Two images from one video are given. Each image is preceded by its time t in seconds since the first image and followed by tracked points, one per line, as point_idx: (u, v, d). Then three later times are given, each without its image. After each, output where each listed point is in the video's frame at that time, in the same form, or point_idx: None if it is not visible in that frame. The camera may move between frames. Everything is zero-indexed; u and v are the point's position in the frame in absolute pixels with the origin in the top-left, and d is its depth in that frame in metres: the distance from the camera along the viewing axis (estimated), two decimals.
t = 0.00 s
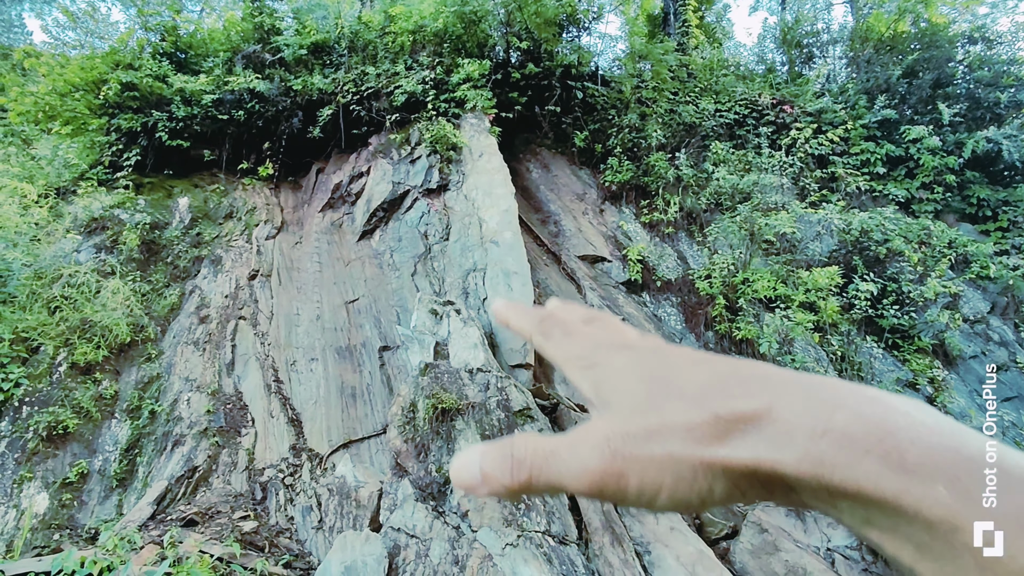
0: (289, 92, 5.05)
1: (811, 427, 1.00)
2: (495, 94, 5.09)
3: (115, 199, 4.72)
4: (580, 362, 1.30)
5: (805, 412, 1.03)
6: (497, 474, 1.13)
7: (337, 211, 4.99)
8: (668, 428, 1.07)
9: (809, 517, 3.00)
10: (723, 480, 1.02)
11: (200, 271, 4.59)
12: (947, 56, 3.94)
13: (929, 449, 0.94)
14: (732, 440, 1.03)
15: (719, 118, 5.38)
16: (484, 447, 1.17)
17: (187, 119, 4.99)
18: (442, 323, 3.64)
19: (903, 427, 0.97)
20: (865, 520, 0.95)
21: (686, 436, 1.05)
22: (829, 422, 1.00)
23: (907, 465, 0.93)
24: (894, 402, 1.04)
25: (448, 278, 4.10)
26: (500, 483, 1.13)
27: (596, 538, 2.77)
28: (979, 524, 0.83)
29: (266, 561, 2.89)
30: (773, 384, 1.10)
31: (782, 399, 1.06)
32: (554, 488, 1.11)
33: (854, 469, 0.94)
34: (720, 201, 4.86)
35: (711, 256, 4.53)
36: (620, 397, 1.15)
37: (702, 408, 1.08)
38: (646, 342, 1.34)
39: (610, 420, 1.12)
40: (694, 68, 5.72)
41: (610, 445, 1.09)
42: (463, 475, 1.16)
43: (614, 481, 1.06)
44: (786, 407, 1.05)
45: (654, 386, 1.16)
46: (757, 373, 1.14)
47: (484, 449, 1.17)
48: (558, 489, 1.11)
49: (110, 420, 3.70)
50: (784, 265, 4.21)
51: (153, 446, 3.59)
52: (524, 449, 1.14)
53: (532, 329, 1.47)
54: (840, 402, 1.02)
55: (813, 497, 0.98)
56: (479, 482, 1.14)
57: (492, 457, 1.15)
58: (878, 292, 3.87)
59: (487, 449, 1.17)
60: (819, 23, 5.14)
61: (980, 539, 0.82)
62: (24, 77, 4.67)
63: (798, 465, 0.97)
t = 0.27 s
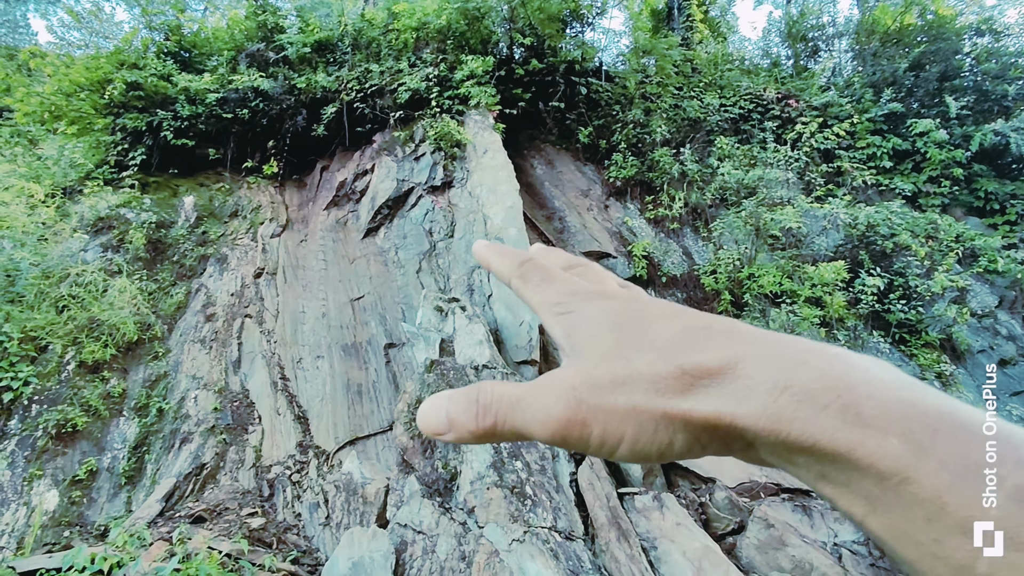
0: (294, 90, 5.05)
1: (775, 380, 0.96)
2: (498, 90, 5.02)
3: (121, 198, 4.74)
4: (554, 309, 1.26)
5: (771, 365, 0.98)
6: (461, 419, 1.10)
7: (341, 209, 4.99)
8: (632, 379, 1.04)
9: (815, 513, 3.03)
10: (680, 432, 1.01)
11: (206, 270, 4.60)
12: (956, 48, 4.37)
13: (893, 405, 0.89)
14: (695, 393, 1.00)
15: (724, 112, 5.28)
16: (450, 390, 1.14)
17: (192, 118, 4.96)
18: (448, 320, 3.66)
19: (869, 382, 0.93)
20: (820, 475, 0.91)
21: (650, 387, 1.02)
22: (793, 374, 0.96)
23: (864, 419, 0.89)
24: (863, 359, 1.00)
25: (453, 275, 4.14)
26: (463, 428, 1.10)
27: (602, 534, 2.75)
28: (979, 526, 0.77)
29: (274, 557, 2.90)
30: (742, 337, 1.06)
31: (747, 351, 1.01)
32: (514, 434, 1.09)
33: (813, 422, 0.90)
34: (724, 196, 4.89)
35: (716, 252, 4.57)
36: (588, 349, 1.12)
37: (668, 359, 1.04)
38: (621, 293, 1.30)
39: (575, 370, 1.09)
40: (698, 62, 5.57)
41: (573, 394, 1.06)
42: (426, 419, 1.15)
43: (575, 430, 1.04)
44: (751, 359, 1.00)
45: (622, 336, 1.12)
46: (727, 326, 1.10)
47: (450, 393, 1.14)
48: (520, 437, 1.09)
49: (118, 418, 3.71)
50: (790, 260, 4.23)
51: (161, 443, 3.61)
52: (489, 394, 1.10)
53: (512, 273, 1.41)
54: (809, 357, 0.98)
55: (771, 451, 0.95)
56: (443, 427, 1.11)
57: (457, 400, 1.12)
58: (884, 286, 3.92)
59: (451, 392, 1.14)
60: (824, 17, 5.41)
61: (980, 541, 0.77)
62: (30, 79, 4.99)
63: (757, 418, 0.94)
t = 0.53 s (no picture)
0: (299, 87, 5.05)
1: (749, 402, 0.99)
2: (503, 87, 5.03)
3: (127, 195, 4.76)
4: (543, 331, 1.34)
5: (746, 387, 1.01)
6: (453, 445, 1.18)
7: (347, 206, 5.00)
8: (614, 403, 1.09)
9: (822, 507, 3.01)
10: (661, 453, 1.05)
11: (212, 267, 4.61)
12: (963, 40, 4.29)
13: (866, 423, 0.89)
14: (673, 416, 1.04)
15: (729, 107, 5.26)
16: (446, 417, 1.24)
17: (197, 116, 4.99)
18: (453, 317, 3.66)
19: (845, 401, 0.93)
20: (798, 495, 0.93)
21: (630, 411, 1.07)
22: (768, 395, 0.98)
23: (837, 438, 0.90)
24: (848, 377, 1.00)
25: (458, 271, 4.14)
26: (457, 454, 1.19)
27: (608, 530, 2.76)
28: (980, 524, 0.74)
29: (282, 552, 2.92)
30: (722, 358, 1.09)
31: (725, 373, 1.04)
32: (507, 458, 1.17)
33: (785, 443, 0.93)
34: (730, 191, 4.85)
35: (721, 248, 4.56)
36: (574, 372, 1.19)
37: (648, 382, 1.09)
38: (612, 313, 1.35)
39: (561, 394, 1.16)
40: (703, 56, 5.60)
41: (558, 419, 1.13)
42: (423, 447, 1.23)
43: (562, 452, 1.12)
44: (729, 380, 1.03)
45: (606, 359, 1.18)
46: (709, 346, 1.13)
47: (444, 420, 1.24)
48: (513, 460, 1.17)
49: (126, 414, 3.74)
50: (796, 255, 4.22)
51: (169, 440, 3.63)
52: (479, 421, 1.19)
53: (500, 294, 1.52)
54: (786, 378, 1.00)
55: (749, 471, 0.98)
56: (440, 454, 1.21)
57: (451, 428, 1.21)
58: (890, 281, 3.92)
59: (447, 419, 1.24)
60: (830, 10, 5.33)
61: (978, 540, 0.74)
62: (37, 76, 5.05)
63: (730, 441, 0.97)
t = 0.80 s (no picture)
0: (301, 83, 5.03)
1: (766, 391, 0.99)
2: (506, 82, 5.02)
3: (131, 191, 4.77)
4: (555, 324, 1.36)
5: (762, 377, 1.01)
6: (468, 440, 1.19)
7: (350, 202, 5.00)
8: (628, 395, 1.09)
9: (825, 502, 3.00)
10: (677, 444, 1.05)
11: (215, 263, 4.62)
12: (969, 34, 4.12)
13: (884, 413, 0.89)
14: (689, 406, 1.04)
15: (733, 103, 5.26)
16: (459, 412, 1.24)
17: (200, 112, 4.97)
18: (456, 313, 3.66)
19: (863, 392, 0.93)
20: (816, 485, 0.93)
21: (644, 402, 1.07)
22: (784, 386, 0.98)
23: (856, 429, 0.90)
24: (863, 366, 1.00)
25: (461, 267, 4.14)
26: (473, 449, 1.19)
27: (611, 525, 2.77)
28: (979, 525, 0.77)
29: (286, 547, 2.94)
30: (737, 348, 1.09)
31: (741, 364, 1.04)
32: (523, 451, 1.18)
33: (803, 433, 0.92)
34: (734, 186, 4.84)
35: (725, 243, 4.55)
36: (588, 365, 1.19)
37: (661, 374, 1.08)
38: (624, 305, 1.36)
39: (574, 387, 1.17)
40: (706, 52, 5.52)
41: (573, 411, 1.14)
42: (437, 442, 1.23)
43: (577, 444, 1.12)
44: (745, 370, 1.03)
45: (619, 351, 1.18)
46: (723, 337, 1.13)
47: (458, 414, 1.24)
48: (528, 453, 1.18)
49: (131, 410, 3.76)
50: (799, 251, 4.23)
51: (174, 435, 3.65)
52: (493, 415, 1.20)
53: (513, 286, 1.56)
54: (801, 368, 1.00)
55: (767, 462, 0.98)
56: (455, 449, 1.21)
57: (465, 423, 1.21)
58: (894, 277, 3.91)
59: (460, 414, 1.24)
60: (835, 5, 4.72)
61: (979, 540, 0.76)
62: (39, 73, 5.07)
63: (748, 431, 0.97)
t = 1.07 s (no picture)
0: (300, 79, 5.02)
1: (773, 381, 1.00)
2: (506, 78, 5.00)
3: (130, 187, 4.76)
4: (560, 306, 1.28)
5: (771, 367, 1.01)
6: (472, 426, 1.14)
7: (349, 197, 5.00)
8: (635, 381, 1.08)
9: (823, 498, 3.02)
10: (683, 432, 1.06)
11: (215, 259, 4.62)
12: (968, 30, 3.76)
13: (894, 406, 0.92)
14: (696, 395, 1.04)
15: (732, 98, 5.26)
16: (459, 398, 1.19)
17: (199, 108, 4.98)
18: (455, 309, 3.66)
19: (871, 383, 0.95)
20: (822, 475, 0.96)
21: (652, 390, 1.06)
22: (792, 376, 0.99)
23: (864, 419, 0.92)
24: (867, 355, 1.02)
25: (460, 264, 4.15)
26: (475, 435, 1.14)
27: (610, 520, 2.78)
28: (981, 525, 0.82)
29: (286, 542, 2.95)
30: (745, 336, 1.08)
31: (749, 352, 1.04)
32: (523, 438, 1.14)
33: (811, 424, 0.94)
34: (733, 182, 4.84)
35: (724, 239, 4.55)
36: (592, 349, 1.16)
37: (668, 361, 1.07)
38: (627, 285, 1.31)
39: (578, 372, 1.13)
40: (706, 47, 5.55)
41: (576, 397, 1.11)
42: (439, 428, 1.19)
43: (582, 431, 1.09)
44: (753, 359, 1.03)
45: (624, 335, 1.15)
46: (729, 323, 1.12)
47: (459, 401, 1.18)
48: (530, 439, 1.14)
49: (131, 406, 3.77)
50: (798, 247, 4.24)
51: (174, 430, 3.66)
52: (497, 402, 1.14)
53: (519, 267, 1.43)
54: (808, 357, 1.00)
55: (772, 450, 1.00)
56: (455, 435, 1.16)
57: (466, 408, 1.16)
58: (893, 274, 3.91)
59: (460, 399, 1.19)
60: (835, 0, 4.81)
61: (980, 540, 0.82)
62: (38, 68, 4.98)
63: (757, 421, 0.98)
